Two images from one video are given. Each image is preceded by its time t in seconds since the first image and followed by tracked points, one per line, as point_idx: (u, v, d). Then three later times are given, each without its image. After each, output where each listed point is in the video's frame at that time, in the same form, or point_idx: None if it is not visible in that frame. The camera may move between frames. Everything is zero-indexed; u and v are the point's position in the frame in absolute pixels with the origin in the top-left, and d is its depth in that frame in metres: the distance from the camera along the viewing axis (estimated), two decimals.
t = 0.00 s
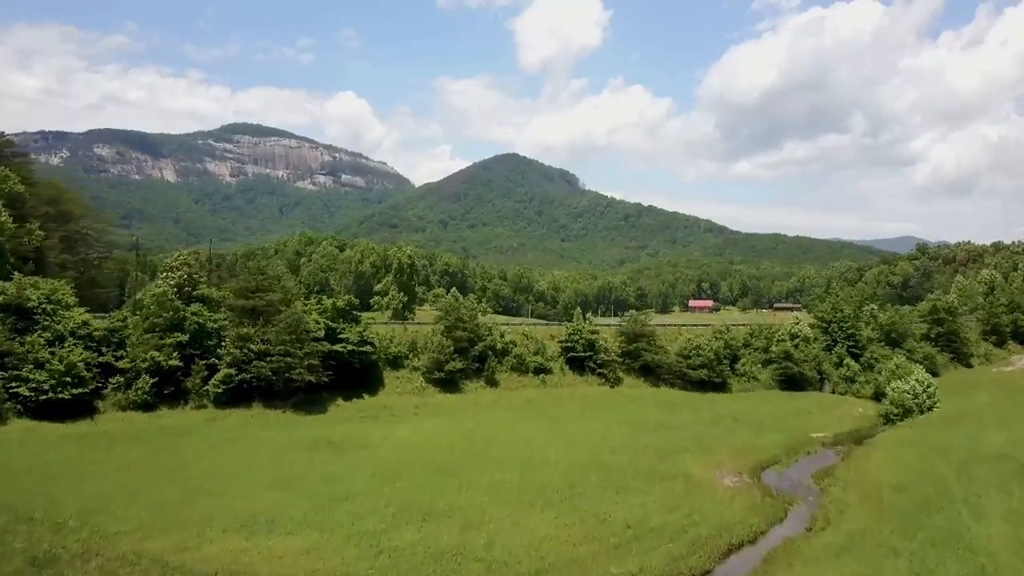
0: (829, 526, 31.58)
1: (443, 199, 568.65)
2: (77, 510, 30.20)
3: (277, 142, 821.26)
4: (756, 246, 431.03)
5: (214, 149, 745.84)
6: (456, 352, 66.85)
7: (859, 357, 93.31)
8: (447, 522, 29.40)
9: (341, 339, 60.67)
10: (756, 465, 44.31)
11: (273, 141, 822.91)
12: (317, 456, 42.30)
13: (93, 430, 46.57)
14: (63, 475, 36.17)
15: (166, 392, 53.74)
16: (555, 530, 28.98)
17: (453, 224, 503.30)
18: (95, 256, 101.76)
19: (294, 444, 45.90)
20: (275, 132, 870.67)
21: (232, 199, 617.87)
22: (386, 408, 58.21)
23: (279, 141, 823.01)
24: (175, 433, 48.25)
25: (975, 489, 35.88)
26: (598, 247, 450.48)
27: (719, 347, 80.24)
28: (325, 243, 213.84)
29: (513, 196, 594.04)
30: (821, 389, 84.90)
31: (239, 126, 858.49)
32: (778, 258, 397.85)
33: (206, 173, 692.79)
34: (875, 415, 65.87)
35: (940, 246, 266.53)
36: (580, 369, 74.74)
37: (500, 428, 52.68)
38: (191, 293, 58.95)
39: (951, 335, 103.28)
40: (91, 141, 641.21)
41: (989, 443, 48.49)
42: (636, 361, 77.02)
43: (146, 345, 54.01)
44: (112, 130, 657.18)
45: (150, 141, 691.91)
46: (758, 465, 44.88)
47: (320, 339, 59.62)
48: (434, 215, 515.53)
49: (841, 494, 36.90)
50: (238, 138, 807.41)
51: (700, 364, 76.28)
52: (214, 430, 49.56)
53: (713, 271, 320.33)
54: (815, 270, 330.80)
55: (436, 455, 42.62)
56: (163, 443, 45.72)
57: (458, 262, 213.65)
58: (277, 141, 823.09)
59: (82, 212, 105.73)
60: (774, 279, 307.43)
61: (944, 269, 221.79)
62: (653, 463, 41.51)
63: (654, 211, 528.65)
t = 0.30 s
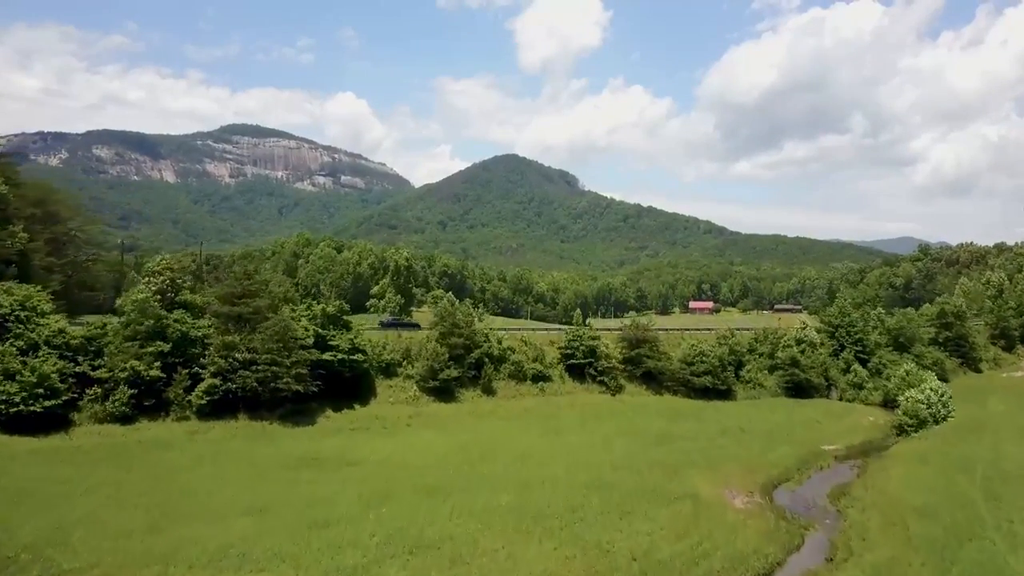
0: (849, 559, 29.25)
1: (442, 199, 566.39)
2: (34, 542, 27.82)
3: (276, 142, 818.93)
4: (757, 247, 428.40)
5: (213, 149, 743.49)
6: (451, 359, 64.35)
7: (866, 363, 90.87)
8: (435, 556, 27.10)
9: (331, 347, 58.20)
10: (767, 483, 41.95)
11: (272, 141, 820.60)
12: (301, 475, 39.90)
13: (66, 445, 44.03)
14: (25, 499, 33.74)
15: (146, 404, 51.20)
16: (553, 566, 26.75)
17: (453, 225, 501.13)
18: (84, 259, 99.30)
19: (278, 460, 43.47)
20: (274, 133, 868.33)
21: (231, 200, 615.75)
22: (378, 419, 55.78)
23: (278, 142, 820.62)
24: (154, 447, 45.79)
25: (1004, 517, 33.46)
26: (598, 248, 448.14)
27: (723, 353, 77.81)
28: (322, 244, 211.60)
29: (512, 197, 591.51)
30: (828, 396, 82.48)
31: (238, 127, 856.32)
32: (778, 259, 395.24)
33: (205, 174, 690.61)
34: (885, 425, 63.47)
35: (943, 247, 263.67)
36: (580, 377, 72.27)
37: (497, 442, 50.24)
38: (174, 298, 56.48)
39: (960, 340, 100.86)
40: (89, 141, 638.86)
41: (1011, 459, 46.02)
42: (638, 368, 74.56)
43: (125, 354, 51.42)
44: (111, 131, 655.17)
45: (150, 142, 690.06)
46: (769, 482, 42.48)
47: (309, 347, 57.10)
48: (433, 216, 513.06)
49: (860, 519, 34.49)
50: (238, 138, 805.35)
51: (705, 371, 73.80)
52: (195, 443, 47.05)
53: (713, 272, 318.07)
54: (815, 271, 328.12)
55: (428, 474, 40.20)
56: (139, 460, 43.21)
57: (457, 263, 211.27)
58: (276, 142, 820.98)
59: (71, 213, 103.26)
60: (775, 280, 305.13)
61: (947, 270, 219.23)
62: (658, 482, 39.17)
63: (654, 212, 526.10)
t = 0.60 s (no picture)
0: None
1: (441, 200, 564.32)
2: None
3: (275, 142, 816.73)
4: (757, 248, 426.43)
5: (212, 149, 741.44)
6: (446, 367, 62.13)
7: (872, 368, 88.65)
8: None
9: (321, 354, 55.99)
10: (777, 500, 39.89)
11: (271, 141, 818.47)
12: (286, 494, 37.81)
13: (40, 460, 41.87)
14: None
15: (127, 416, 49.03)
16: None
17: (452, 226, 499.42)
18: (75, 261, 97.13)
19: (263, 476, 41.40)
20: (273, 132, 866.15)
21: (230, 200, 614.07)
22: (370, 430, 53.62)
23: (278, 142, 818.37)
24: (132, 461, 43.56)
25: None
26: (598, 249, 446.14)
27: (727, 359, 75.64)
28: (321, 245, 209.66)
29: (511, 197, 589.60)
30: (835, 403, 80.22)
31: (237, 127, 854.31)
32: (778, 260, 393.33)
33: (204, 174, 688.84)
34: (896, 435, 61.23)
35: (944, 248, 261.49)
36: (580, 383, 70.09)
37: (494, 455, 48.11)
38: (157, 304, 54.26)
39: (967, 344, 98.76)
40: (88, 141, 636.95)
41: None
42: (640, 374, 72.39)
43: (104, 362, 49.23)
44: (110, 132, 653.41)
45: (149, 143, 688.42)
46: (780, 500, 40.40)
47: (298, 355, 54.91)
48: (432, 216, 511.08)
49: (878, 543, 32.43)
50: (237, 139, 803.84)
51: (709, 378, 71.67)
52: (176, 457, 44.90)
53: (713, 273, 315.94)
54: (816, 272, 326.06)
55: (420, 493, 38.12)
56: (115, 475, 41.04)
57: (456, 264, 209.16)
58: (276, 142, 819.31)
59: (61, 213, 101.09)
60: (775, 281, 302.87)
61: (950, 271, 217.10)
62: (663, 502, 37.10)
63: (654, 212, 524.21)
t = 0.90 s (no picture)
0: None
1: (440, 201, 561.89)
2: None
3: (274, 143, 814.04)
4: (758, 248, 423.61)
5: (211, 150, 739.12)
6: (440, 377, 59.61)
7: (881, 375, 86.22)
8: None
9: (308, 364, 53.54)
10: (792, 524, 37.60)
11: (270, 141, 815.98)
12: (269, 521, 35.45)
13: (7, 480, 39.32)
14: None
15: (102, 430, 46.46)
16: None
17: (451, 226, 497.07)
18: (64, 263, 94.57)
19: (246, 498, 39.06)
20: (273, 133, 863.66)
21: (229, 201, 611.79)
22: (360, 445, 51.19)
23: (277, 142, 815.69)
24: (105, 481, 40.96)
25: None
26: (598, 249, 443.42)
27: (732, 366, 73.17)
28: (319, 246, 207.40)
29: (511, 198, 586.90)
30: (844, 412, 77.80)
31: (236, 127, 851.96)
32: (779, 261, 390.60)
33: (203, 175, 686.62)
34: (909, 448, 58.88)
35: (947, 249, 258.62)
36: (580, 392, 67.60)
37: (490, 472, 45.72)
38: (136, 312, 51.68)
39: (978, 348, 96.22)
40: (87, 141, 634.91)
41: None
42: (642, 383, 69.90)
43: (79, 373, 46.64)
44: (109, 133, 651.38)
45: (148, 143, 686.51)
46: (795, 523, 38.11)
47: (285, 365, 52.45)
48: (431, 217, 508.61)
49: None
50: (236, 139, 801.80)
51: (713, 386, 69.17)
52: (153, 475, 42.42)
53: (713, 274, 313.33)
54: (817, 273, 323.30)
55: (412, 519, 35.76)
56: (86, 497, 38.50)
57: (454, 266, 206.74)
58: (275, 142, 817.10)
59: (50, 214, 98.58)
60: (777, 283, 300.06)
61: (953, 272, 214.33)
62: (670, 529, 34.80)
63: (654, 213, 521.75)
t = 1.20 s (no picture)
0: None
1: (440, 201, 559.89)
2: None
3: (274, 143, 812.01)
4: (758, 249, 421.34)
5: (210, 150, 737.37)
6: (435, 385, 57.46)
7: (889, 381, 84.00)
8: None
9: (296, 374, 51.33)
10: (806, 549, 35.61)
11: (270, 141, 814.07)
12: (253, 548, 33.47)
13: None
14: None
15: (79, 444, 44.27)
16: None
17: (450, 227, 495.25)
18: (52, 266, 92.29)
19: (230, 519, 37.04)
20: (272, 133, 861.63)
21: (228, 201, 609.99)
22: (350, 458, 49.04)
23: (276, 143, 813.64)
24: (78, 500, 38.61)
25: None
26: (597, 250, 441.15)
27: (737, 373, 70.96)
28: (317, 247, 205.49)
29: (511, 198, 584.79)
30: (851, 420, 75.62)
31: (236, 127, 849.99)
32: (779, 262, 388.54)
33: (203, 176, 684.93)
34: (922, 459, 56.66)
35: (949, 250, 256.48)
36: (580, 401, 65.34)
37: (487, 488, 43.59)
38: (116, 319, 49.38)
39: (986, 353, 94.08)
40: (86, 141, 633.43)
41: None
42: (645, 391, 67.61)
43: (55, 385, 44.44)
44: (109, 133, 649.63)
45: (147, 143, 685.02)
46: (808, 547, 36.12)
47: (271, 375, 50.24)
48: (430, 218, 506.53)
49: None
50: (236, 139, 800.14)
51: (718, 395, 66.94)
52: (131, 492, 40.28)
53: (714, 275, 311.24)
54: (817, 274, 321.29)
55: (405, 546, 33.78)
56: (59, 517, 36.49)
57: (453, 267, 204.67)
58: (275, 143, 815.35)
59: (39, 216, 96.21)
60: (777, 284, 297.97)
61: (956, 273, 212.33)
62: (678, 558, 32.84)
63: (653, 214, 519.83)
